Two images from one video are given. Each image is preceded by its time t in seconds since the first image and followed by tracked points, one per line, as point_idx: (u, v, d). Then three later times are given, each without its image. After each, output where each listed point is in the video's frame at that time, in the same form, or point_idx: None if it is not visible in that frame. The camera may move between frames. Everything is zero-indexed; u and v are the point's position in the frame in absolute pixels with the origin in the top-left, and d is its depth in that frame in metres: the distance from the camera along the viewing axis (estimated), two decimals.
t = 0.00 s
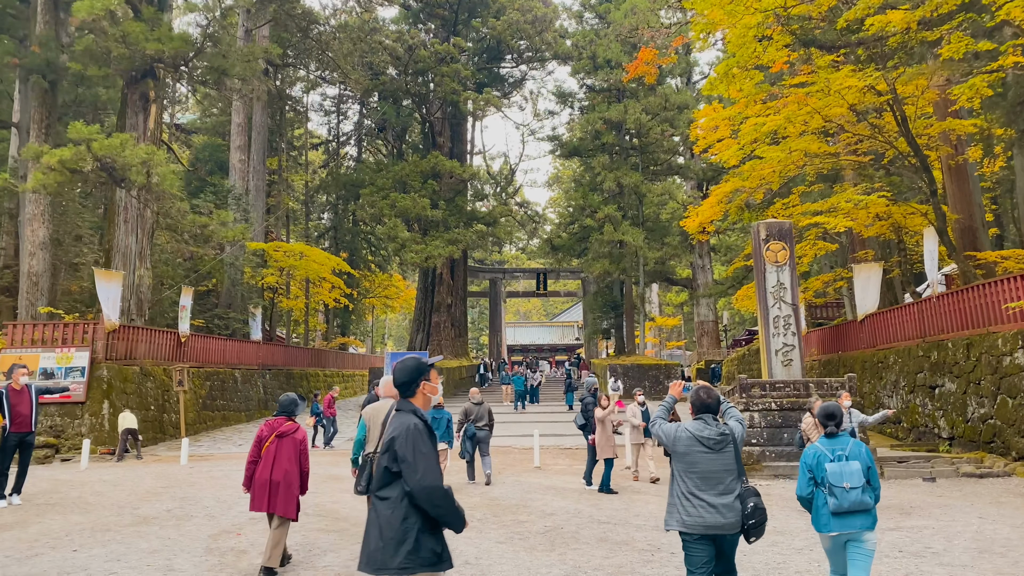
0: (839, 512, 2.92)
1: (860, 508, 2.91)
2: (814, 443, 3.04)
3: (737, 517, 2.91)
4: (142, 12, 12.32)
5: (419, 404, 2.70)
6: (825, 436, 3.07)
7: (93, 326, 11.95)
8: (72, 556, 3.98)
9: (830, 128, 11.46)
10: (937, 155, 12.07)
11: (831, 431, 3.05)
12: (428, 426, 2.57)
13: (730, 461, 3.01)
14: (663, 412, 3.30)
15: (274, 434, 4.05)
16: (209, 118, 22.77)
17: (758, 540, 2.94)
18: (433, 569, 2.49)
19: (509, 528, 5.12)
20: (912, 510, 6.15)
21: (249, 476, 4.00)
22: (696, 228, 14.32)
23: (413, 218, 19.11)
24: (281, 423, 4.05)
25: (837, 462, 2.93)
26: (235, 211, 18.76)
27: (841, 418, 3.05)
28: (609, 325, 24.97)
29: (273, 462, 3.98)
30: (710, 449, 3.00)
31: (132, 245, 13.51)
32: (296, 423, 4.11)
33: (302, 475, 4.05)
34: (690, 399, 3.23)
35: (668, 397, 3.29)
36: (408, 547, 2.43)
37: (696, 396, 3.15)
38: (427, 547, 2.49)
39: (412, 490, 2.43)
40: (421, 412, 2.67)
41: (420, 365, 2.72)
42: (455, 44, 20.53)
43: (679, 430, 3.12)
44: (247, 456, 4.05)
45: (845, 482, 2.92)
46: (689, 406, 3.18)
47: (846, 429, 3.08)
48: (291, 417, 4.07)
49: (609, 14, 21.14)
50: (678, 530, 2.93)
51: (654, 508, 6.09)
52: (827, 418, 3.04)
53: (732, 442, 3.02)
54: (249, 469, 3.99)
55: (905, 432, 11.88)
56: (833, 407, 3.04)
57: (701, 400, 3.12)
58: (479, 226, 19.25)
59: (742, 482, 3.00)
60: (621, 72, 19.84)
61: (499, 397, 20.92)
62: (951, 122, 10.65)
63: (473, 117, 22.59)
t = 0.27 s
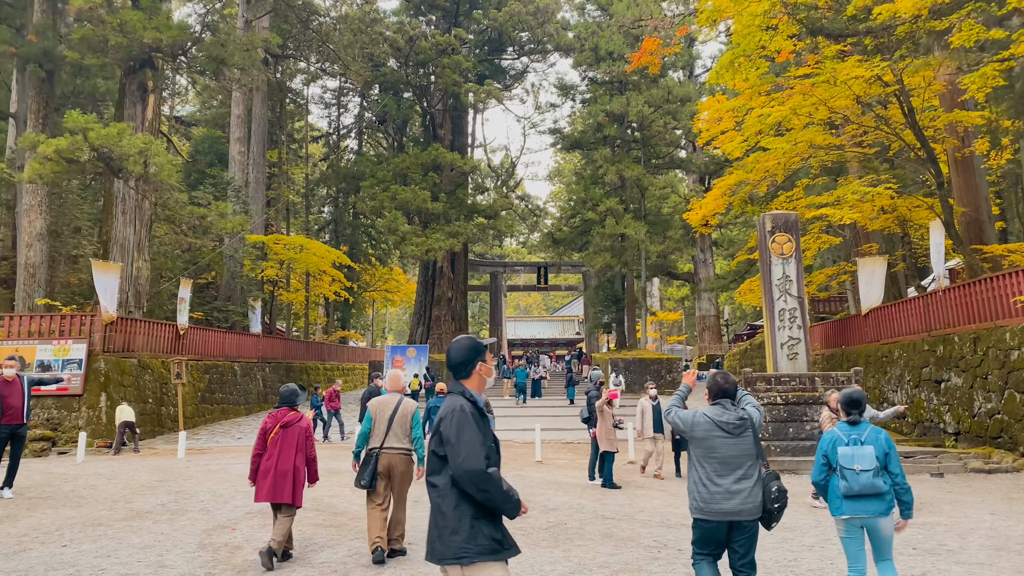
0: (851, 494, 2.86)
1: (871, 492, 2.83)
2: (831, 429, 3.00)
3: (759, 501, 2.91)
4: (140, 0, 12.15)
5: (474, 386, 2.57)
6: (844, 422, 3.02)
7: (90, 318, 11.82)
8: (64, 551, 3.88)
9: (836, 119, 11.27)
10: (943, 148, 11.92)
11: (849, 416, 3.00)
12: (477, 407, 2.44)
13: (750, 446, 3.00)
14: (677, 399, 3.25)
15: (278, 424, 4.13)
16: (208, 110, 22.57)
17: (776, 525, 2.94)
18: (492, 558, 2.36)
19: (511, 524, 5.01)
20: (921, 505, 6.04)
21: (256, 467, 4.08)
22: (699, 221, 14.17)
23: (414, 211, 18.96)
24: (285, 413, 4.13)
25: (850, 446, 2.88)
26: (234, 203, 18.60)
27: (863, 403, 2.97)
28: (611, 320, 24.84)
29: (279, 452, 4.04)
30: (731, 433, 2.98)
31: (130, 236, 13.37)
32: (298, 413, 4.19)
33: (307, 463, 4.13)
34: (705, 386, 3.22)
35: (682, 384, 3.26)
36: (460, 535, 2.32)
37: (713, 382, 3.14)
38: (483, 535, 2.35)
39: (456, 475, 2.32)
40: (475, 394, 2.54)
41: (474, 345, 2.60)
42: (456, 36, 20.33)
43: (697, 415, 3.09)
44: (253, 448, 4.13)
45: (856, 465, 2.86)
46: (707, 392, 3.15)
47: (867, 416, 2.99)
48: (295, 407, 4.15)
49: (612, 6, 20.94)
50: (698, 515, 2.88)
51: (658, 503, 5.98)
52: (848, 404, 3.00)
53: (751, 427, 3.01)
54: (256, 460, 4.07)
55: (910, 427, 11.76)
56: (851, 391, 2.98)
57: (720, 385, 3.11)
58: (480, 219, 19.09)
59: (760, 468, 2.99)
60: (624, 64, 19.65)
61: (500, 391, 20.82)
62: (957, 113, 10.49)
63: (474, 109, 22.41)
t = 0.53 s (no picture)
0: (884, 501, 2.79)
1: (905, 498, 2.76)
2: (864, 432, 2.90)
3: (768, 504, 2.79)
4: None
5: (536, 394, 2.45)
6: (877, 425, 2.92)
7: (87, 314, 11.69)
8: (51, 554, 3.76)
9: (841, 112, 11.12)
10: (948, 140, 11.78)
11: (884, 420, 2.90)
12: (541, 419, 2.31)
13: (758, 449, 2.87)
14: (683, 400, 3.16)
15: (281, 421, 4.21)
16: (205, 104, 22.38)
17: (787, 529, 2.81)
18: None
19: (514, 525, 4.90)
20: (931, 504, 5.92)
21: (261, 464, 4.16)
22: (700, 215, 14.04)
23: (413, 205, 18.82)
24: (287, 409, 4.23)
25: (885, 452, 2.80)
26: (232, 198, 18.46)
27: (897, 406, 2.88)
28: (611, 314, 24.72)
29: (283, 448, 4.10)
30: (738, 436, 2.86)
31: (127, 231, 13.23)
32: (300, 409, 4.28)
33: (311, 458, 4.17)
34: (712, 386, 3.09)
35: (688, 385, 3.13)
36: (526, 556, 2.18)
37: (718, 382, 3.02)
38: (549, 557, 2.21)
39: (520, 491, 2.19)
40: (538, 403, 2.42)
41: (538, 351, 2.48)
42: (455, 28, 20.14)
43: (703, 416, 2.97)
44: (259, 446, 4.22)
45: (889, 472, 2.78)
46: (713, 392, 3.03)
47: (901, 420, 2.89)
48: (296, 404, 4.25)
49: None
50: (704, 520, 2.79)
51: (663, 503, 5.86)
52: (883, 407, 2.89)
53: (760, 429, 2.88)
54: (260, 457, 4.15)
55: (914, 422, 11.65)
56: (884, 394, 2.89)
57: (726, 386, 2.99)
58: (480, 214, 18.95)
59: (769, 470, 2.87)
60: (625, 57, 19.49)
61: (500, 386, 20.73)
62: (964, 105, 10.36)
63: (474, 103, 22.25)
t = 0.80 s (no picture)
0: (919, 491, 2.80)
1: (941, 487, 2.77)
2: (898, 420, 2.89)
3: (765, 500, 2.69)
4: None
5: (609, 382, 2.22)
6: (911, 413, 2.91)
7: (83, 310, 11.56)
8: (37, 556, 3.63)
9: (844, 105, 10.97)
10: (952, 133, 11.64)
11: (918, 407, 2.89)
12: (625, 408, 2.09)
13: (755, 443, 2.76)
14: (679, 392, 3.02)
15: (289, 420, 4.13)
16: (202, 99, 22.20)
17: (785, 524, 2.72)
18: None
19: (516, 523, 4.80)
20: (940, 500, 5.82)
21: (267, 464, 4.06)
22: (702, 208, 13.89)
23: (412, 200, 18.68)
24: (296, 408, 4.16)
25: (922, 442, 2.79)
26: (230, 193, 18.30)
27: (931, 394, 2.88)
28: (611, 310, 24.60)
29: (292, 446, 4.03)
30: (732, 430, 2.75)
31: (123, 226, 13.09)
32: (309, 409, 4.22)
33: (318, 459, 4.09)
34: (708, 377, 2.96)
35: (687, 378, 2.98)
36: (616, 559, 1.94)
37: (715, 375, 2.89)
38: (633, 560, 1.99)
39: (614, 487, 1.95)
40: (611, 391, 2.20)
41: (612, 334, 2.26)
42: (453, 21, 19.96)
43: (698, 409, 2.86)
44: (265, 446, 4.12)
45: (927, 462, 2.77)
46: (710, 386, 2.90)
47: (933, 408, 2.90)
48: (304, 403, 4.19)
49: None
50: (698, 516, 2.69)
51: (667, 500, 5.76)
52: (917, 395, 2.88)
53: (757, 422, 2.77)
54: (267, 456, 4.06)
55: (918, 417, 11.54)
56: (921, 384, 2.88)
57: (722, 378, 2.86)
58: (479, 209, 18.80)
59: (767, 464, 2.76)
60: (625, 50, 19.32)
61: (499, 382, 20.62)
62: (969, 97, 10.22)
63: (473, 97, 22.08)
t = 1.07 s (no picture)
0: (945, 490, 2.92)
1: (968, 487, 2.89)
2: (922, 421, 3.05)
3: (772, 498, 2.60)
4: None
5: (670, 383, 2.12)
6: (934, 414, 3.07)
7: (78, 309, 11.45)
8: (22, 560, 3.53)
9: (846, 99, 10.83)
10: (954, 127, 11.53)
11: (941, 408, 3.06)
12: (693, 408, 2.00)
13: (761, 439, 2.65)
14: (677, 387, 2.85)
15: (295, 414, 4.13)
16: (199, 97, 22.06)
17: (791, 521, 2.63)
18: None
19: (516, 525, 4.70)
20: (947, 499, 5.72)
21: (272, 457, 4.07)
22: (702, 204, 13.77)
23: (410, 197, 18.56)
24: (302, 403, 4.16)
25: (948, 441, 2.93)
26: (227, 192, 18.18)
27: (953, 396, 3.05)
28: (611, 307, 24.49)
29: (295, 442, 4.05)
30: (739, 427, 2.62)
31: (119, 225, 12.97)
32: (315, 404, 4.22)
33: (324, 454, 4.09)
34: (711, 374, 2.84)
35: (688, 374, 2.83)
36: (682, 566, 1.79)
37: (718, 370, 2.77)
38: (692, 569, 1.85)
39: (689, 487, 1.82)
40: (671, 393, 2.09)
41: (675, 334, 2.18)
42: (451, 17, 19.83)
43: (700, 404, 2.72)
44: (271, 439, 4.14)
45: (954, 461, 2.91)
46: (713, 381, 2.79)
47: (955, 409, 3.07)
48: (310, 397, 4.19)
49: None
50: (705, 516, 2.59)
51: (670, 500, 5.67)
52: (939, 396, 3.06)
53: (763, 418, 2.65)
54: (272, 449, 4.07)
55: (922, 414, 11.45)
56: (941, 385, 3.06)
57: (726, 374, 2.73)
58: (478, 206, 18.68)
59: (773, 461, 2.67)
60: (625, 46, 19.19)
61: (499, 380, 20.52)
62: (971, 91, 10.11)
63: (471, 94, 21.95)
